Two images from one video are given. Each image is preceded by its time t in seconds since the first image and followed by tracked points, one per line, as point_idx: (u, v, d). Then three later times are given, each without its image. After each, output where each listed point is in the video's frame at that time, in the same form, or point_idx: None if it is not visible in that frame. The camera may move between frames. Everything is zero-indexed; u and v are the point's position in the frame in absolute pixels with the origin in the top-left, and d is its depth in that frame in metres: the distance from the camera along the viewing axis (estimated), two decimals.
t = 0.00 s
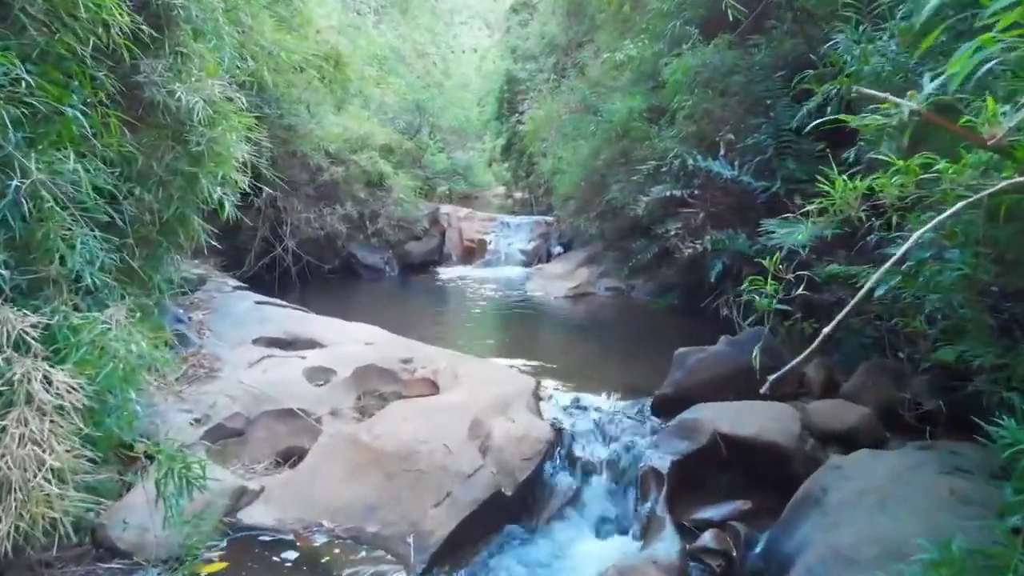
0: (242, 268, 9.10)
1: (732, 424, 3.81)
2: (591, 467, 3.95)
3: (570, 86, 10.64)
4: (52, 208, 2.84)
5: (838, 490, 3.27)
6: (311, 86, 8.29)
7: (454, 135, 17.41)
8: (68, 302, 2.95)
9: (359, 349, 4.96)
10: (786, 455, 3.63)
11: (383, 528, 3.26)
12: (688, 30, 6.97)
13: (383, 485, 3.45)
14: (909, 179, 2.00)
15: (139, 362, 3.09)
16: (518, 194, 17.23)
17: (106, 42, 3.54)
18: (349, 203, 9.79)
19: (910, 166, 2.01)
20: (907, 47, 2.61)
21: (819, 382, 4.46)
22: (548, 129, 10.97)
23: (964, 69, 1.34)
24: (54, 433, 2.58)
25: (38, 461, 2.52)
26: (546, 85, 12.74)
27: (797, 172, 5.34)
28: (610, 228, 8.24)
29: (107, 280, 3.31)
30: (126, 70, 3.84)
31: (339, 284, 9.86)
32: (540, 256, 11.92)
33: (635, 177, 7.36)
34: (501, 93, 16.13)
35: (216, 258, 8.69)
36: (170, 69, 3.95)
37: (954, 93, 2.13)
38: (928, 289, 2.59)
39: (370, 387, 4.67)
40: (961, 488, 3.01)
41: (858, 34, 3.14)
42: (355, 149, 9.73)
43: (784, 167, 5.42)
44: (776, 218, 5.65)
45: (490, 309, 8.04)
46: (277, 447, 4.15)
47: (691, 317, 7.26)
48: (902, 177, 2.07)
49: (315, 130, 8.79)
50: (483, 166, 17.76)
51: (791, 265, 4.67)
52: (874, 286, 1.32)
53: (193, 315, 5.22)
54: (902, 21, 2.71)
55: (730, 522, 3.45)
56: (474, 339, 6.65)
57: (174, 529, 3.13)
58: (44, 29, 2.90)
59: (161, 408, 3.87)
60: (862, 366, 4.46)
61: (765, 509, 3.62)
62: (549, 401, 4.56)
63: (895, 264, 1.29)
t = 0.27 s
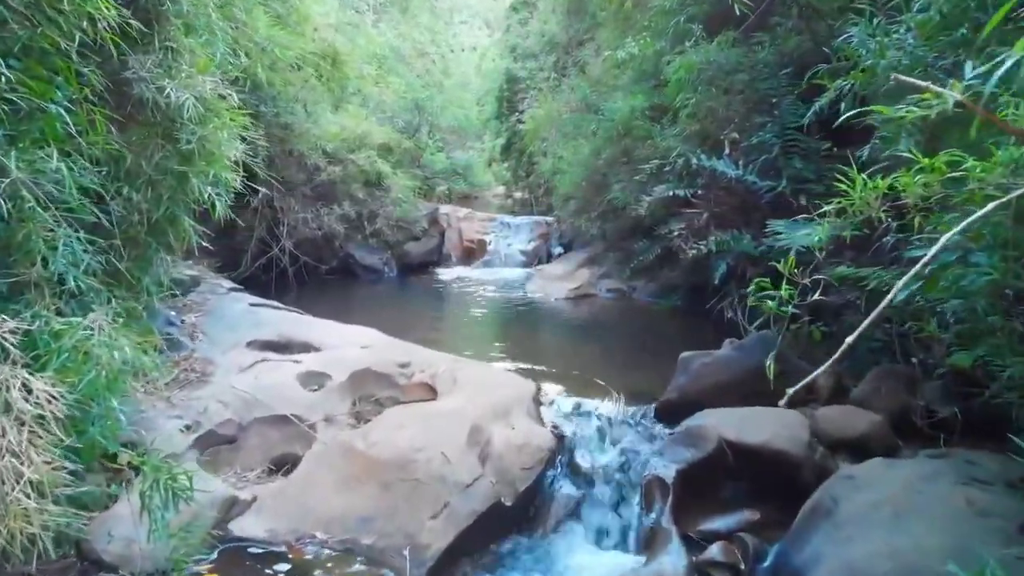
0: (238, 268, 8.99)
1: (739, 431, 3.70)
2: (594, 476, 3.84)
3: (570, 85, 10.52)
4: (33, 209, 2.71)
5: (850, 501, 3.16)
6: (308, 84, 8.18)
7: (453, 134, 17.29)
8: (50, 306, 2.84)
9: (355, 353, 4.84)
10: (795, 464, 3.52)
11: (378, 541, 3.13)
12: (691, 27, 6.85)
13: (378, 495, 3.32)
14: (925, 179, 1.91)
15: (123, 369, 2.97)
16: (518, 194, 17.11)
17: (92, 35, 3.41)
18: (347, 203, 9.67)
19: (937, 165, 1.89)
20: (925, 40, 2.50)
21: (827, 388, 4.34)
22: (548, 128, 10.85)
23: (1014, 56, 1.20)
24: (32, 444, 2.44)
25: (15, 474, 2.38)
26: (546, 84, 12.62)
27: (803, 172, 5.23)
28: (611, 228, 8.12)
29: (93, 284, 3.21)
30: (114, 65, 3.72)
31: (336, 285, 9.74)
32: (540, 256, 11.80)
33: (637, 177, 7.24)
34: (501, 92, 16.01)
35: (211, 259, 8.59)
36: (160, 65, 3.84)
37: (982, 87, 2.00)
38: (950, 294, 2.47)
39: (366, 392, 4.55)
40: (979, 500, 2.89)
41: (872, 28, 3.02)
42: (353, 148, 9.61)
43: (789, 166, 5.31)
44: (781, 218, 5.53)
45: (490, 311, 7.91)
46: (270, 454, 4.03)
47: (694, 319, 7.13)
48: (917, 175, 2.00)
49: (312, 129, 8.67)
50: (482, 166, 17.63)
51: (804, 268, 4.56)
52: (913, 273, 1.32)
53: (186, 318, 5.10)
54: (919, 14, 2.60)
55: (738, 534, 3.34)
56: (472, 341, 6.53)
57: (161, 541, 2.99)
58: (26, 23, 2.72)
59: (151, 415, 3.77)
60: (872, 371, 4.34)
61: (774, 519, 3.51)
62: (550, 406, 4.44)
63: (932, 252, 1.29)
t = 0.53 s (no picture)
0: (234, 269, 8.88)
1: (746, 438, 3.59)
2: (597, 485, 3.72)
3: (571, 83, 10.40)
4: (14, 211, 2.55)
5: (862, 512, 3.04)
6: (305, 83, 8.06)
7: (452, 134, 17.17)
8: (31, 310, 2.72)
9: (351, 357, 4.72)
10: (805, 473, 3.40)
11: (373, 554, 2.99)
12: (693, 24, 6.74)
13: (373, 506, 3.19)
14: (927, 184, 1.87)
15: (105, 377, 2.85)
16: (518, 194, 16.98)
17: (78, 29, 3.28)
18: (345, 203, 9.55)
19: (968, 163, 1.78)
20: (946, 33, 2.38)
21: (836, 393, 4.22)
22: (548, 128, 10.75)
23: None
24: (9, 455, 2.27)
25: None
26: (546, 83, 12.49)
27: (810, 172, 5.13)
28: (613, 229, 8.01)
29: (78, 288, 3.12)
30: (102, 61, 3.60)
31: (333, 286, 9.61)
32: (540, 257, 11.69)
33: (639, 176, 7.13)
34: (501, 91, 15.88)
35: (206, 260, 8.48)
36: (149, 61, 3.71)
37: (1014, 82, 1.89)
38: (974, 298, 2.35)
39: (362, 397, 4.42)
40: (999, 514, 2.78)
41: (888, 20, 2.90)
42: (350, 148, 9.50)
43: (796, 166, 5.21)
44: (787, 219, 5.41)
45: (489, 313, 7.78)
46: (263, 462, 3.92)
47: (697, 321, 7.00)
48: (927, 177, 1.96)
49: (309, 129, 8.55)
50: (482, 166, 17.50)
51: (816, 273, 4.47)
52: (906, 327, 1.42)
53: (178, 321, 4.98)
54: (939, 4, 2.48)
55: (746, 546, 3.22)
56: (471, 344, 6.41)
57: (145, 558, 2.85)
58: (6, 17, 2.57)
59: (140, 423, 3.67)
60: (881, 375, 4.22)
61: (783, 530, 3.39)
62: (551, 412, 4.31)
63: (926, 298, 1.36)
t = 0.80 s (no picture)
0: (230, 270, 8.75)
1: (754, 446, 3.48)
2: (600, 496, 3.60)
3: (572, 82, 10.27)
4: None
5: (876, 525, 2.93)
6: (302, 81, 7.95)
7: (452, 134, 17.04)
8: (9, 314, 2.56)
9: (347, 361, 4.59)
10: (815, 483, 3.30)
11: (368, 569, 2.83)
12: (697, 21, 6.63)
13: (368, 519, 3.04)
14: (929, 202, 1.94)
15: (87, 386, 2.72)
16: (518, 193, 16.85)
17: (63, 23, 3.12)
18: (343, 203, 9.43)
19: (1005, 158, 1.65)
20: (970, 24, 2.26)
21: (846, 400, 4.09)
22: (548, 127, 10.63)
23: None
24: None
25: None
26: (547, 81, 12.36)
27: (816, 171, 5.02)
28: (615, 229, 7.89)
29: (61, 290, 3.02)
30: (90, 57, 3.45)
31: (331, 287, 9.48)
32: (541, 258, 11.55)
33: (642, 176, 7.01)
34: (501, 90, 15.76)
35: (202, 261, 8.36)
36: (138, 57, 3.57)
37: None
38: (1000, 303, 2.23)
39: (358, 403, 4.29)
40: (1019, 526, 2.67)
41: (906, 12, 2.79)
42: (348, 147, 9.38)
43: (803, 166, 5.10)
44: (793, 219, 5.29)
45: (489, 315, 7.65)
46: (255, 471, 3.78)
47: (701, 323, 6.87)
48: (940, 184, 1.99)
49: (306, 127, 8.44)
50: (483, 166, 17.35)
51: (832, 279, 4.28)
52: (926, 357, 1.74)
53: (169, 324, 4.86)
54: None
55: (756, 560, 3.10)
56: (470, 346, 6.28)
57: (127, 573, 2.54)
58: None
59: (128, 432, 3.56)
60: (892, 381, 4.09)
61: (793, 543, 3.28)
62: (552, 418, 4.19)
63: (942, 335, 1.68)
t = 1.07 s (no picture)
0: (226, 271, 8.65)
1: (763, 455, 3.36)
2: (604, 507, 3.49)
3: (573, 80, 10.14)
4: None
5: (893, 539, 2.80)
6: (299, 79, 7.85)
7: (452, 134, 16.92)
8: None
9: (342, 365, 4.47)
10: (827, 494, 3.18)
11: None
12: (699, 18, 6.52)
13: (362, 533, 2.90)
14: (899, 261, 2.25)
15: (67, 395, 2.58)
16: (519, 193, 16.71)
17: (45, 16, 3.00)
18: (341, 203, 9.30)
19: None
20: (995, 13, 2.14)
21: (857, 405, 3.96)
22: (548, 126, 10.52)
23: None
24: None
25: None
26: (547, 79, 12.22)
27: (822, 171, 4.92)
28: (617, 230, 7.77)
29: (42, 294, 2.89)
30: (75, 52, 3.32)
31: (329, 288, 9.36)
32: (541, 259, 11.43)
33: (644, 176, 6.89)
34: (501, 89, 15.62)
35: (196, 261, 8.27)
36: (124, 52, 3.45)
37: None
38: None
39: (354, 408, 4.17)
40: None
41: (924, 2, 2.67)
42: (346, 146, 9.26)
43: (810, 164, 4.98)
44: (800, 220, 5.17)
45: (489, 316, 7.52)
46: (246, 480, 3.65)
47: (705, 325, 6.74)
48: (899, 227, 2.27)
49: (303, 126, 8.31)
50: (482, 165, 17.22)
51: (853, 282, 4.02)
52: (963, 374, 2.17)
53: (160, 328, 4.74)
54: None
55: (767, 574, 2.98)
56: (468, 349, 6.15)
57: None
58: None
59: (116, 439, 3.45)
60: (904, 386, 3.96)
61: (805, 556, 3.16)
62: (554, 425, 4.07)
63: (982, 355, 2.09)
